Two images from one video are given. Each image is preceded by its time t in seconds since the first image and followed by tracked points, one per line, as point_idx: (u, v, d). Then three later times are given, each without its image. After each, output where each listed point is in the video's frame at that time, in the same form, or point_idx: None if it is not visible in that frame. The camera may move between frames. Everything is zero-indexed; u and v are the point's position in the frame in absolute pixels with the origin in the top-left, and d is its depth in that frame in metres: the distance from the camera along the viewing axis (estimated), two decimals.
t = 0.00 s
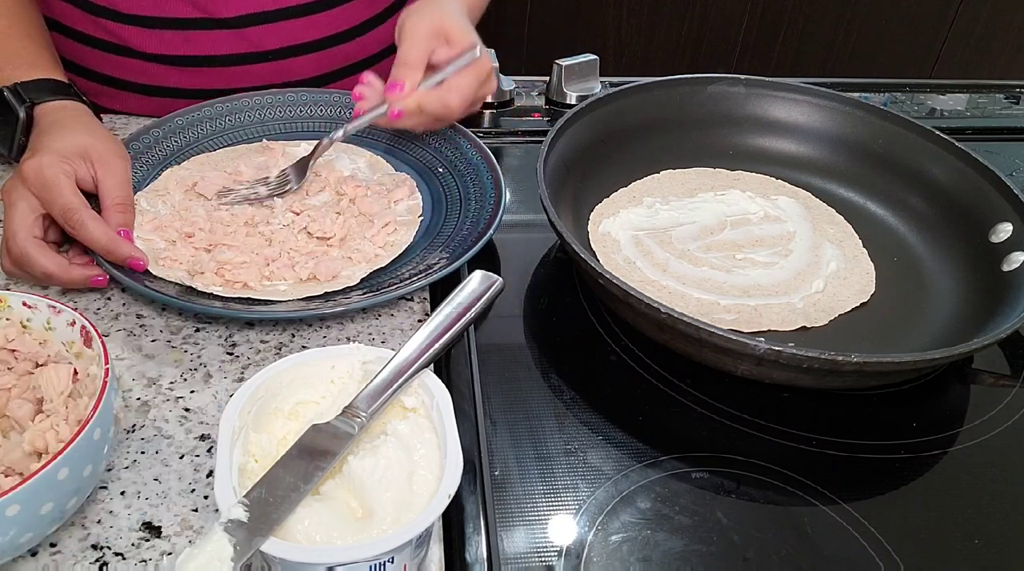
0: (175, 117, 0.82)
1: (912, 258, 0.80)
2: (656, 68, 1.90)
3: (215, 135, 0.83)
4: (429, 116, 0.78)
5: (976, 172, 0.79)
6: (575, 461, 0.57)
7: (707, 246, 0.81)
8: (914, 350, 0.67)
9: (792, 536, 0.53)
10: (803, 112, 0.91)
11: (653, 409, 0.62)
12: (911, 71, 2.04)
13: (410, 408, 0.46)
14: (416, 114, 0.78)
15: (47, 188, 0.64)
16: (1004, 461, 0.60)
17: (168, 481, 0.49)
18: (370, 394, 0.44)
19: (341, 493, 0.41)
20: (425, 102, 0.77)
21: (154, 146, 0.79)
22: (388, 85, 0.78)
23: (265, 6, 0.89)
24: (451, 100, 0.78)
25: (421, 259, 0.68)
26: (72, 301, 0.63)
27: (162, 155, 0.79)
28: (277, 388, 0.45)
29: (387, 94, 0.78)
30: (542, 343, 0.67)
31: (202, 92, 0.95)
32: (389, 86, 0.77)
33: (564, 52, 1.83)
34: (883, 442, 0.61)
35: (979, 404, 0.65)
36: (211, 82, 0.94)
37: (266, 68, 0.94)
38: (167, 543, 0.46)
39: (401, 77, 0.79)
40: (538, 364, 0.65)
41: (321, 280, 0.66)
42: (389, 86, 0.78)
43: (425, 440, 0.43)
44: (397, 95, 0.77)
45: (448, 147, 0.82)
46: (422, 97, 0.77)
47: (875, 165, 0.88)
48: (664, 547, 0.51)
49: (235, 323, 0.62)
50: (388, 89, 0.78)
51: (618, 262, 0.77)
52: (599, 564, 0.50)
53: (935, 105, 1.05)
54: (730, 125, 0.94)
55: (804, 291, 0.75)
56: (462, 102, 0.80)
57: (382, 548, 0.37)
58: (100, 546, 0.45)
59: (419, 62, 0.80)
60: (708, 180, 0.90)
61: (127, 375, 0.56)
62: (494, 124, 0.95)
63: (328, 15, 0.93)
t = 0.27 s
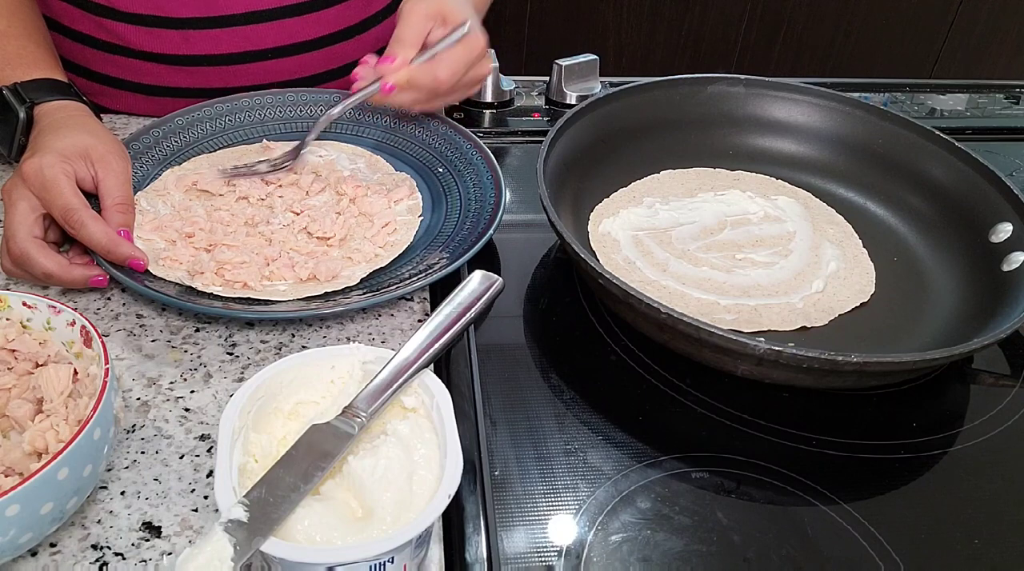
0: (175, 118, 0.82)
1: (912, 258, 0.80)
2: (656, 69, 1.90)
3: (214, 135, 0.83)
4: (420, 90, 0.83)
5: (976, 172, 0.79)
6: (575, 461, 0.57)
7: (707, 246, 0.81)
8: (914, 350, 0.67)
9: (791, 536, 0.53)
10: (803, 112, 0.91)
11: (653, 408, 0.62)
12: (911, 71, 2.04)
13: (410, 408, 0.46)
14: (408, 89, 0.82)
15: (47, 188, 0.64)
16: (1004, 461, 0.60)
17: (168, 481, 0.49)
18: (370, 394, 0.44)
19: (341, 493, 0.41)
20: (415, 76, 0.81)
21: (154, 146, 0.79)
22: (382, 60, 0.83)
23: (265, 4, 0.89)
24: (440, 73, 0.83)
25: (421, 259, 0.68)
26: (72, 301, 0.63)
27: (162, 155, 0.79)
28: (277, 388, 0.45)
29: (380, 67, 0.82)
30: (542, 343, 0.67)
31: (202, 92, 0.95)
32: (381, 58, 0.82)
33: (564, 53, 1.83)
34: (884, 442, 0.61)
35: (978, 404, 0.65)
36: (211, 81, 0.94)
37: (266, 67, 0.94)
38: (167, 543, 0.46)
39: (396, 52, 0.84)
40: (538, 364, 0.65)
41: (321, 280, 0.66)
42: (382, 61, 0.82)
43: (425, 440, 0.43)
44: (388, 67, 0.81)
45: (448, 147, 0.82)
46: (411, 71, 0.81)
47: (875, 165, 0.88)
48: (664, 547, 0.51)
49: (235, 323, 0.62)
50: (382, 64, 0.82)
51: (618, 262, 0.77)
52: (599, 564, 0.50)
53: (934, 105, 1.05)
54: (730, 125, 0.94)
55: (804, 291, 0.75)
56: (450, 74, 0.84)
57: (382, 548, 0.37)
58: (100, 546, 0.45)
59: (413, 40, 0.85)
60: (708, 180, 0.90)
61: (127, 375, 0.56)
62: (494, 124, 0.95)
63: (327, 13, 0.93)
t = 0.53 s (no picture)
0: (175, 118, 0.82)
1: (912, 258, 0.80)
2: (656, 68, 1.90)
3: (215, 135, 0.83)
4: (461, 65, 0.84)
5: (976, 172, 0.79)
6: (575, 461, 0.57)
7: (708, 246, 0.81)
8: (914, 350, 0.67)
9: (792, 536, 0.53)
10: (803, 112, 0.91)
11: (653, 408, 0.62)
12: (911, 70, 2.04)
13: (410, 408, 0.46)
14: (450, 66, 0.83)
15: (47, 188, 0.63)
16: (1004, 462, 0.60)
17: (168, 481, 0.49)
18: (370, 394, 0.44)
19: (341, 493, 0.41)
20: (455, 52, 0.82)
21: (154, 146, 0.79)
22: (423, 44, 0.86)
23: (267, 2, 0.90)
24: (482, 47, 0.83)
25: (421, 259, 0.68)
26: (72, 301, 0.63)
27: (162, 154, 0.79)
28: (277, 388, 0.45)
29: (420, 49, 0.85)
30: (542, 343, 0.67)
31: (202, 92, 0.95)
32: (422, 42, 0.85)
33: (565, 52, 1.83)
34: (884, 442, 0.61)
35: (978, 404, 0.65)
36: (211, 80, 0.94)
37: (267, 65, 0.94)
38: (167, 543, 0.46)
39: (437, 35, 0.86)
40: (539, 364, 0.65)
41: (321, 280, 0.66)
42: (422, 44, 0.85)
43: (425, 440, 0.43)
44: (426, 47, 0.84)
45: (448, 147, 0.82)
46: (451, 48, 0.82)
47: (875, 165, 0.88)
48: (664, 547, 0.51)
49: (235, 323, 0.62)
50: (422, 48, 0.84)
51: (618, 262, 0.77)
52: (598, 564, 0.50)
53: (934, 105, 1.05)
54: (730, 125, 0.94)
55: (804, 291, 0.75)
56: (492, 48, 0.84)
57: (382, 548, 0.37)
58: (100, 546, 0.45)
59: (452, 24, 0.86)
60: (708, 180, 0.90)
61: (127, 375, 0.56)
62: (494, 124, 0.95)
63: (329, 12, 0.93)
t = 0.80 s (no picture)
0: (176, 118, 0.82)
1: (912, 258, 0.80)
2: (656, 68, 1.90)
3: (215, 135, 0.83)
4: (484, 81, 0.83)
5: (976, 172, 0.79)
6: (575, 461, 0.57)
7: (708, 246, 0.81)
8: (914, 350, 0.67)
9: (792, 536, 0.53)
10: (803, 112, 0.91)
11: (653, 408, 0.62)
12: (911, 70, 2.04)
13: (410, 408, 0.46)
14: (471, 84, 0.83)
15: (47, 188, 0.63)
16: (1005, 462, 0.60)
17: (168, 481, 0.49)
18: (370, 394, 0.44)
19: (341, 493, 0.41)
20: (481, 68, 0.82)
21: (154, 146, 0.79)
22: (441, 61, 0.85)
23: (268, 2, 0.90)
24: (508, 63, 0.84)
25: (421, 259, 0.68)
26: (72, 301, 0.63)
27: (162, 154, 0.79)
28: (277, 388, 0.45)
29: (441, 67, 0.84)
30: (542, 343, 0.67)
31: (202, 92, 0.95)
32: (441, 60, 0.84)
33: (564, 52, 1.83)
34: (884, 442, 0.61)
35: (978, 404, 0.65)
36: (212, 79, 0.93)
37: (267, 65, 0.94)
38: (167, 543, 0.46)
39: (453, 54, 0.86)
40: (539, 364, 0.65)
41: (321, 280, 0.66)
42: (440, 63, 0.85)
43: (425, 440, 0.43)
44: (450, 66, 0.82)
45: (448, 147, 0.82)
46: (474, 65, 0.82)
47: (875, 165, 0.88)
48: (664, 547, 0.51)
49: (235, 323, 0.62)
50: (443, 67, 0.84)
51: (618, 262, 0.77)
52: (598, 564, 0.50)
53: (934, 105, 1.05)
54: (730, 125, 0.94)
55: (805, 291, 0.75)
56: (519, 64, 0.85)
57: (382, 548, 0.37)
58: (100, 547, 0.45)
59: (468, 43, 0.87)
60: (708, 180, 0.90)
61: (127, 375, 0.56)
62: (494, 124, 0.95)
63: (330, 12, 0.94)
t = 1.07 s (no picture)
0: (175, 118, 0.82)
1: (912, 258, 0.80)
2: (656, 69, 1.90)
3: (215, 135, 0.83)
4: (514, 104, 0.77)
5: (976, 171, 0.79)
6: (575, 461, 0.57)
7: (708, 246, 0.81)
8: (914, 350, 0.67)
9: (792, 536, 0.53)
10: (803, 112, 0.91)
11: (653, 408, 0.62)
12: (911, 70, 2.04)
13: (410, 408, 0.46)
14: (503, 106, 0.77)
15: (47, 188, 0.63)
16: (1005, 462, 0.60)
17: (168, 481, 0.49)
18: (370, 394, 0.44)
19: (341, 493, 0.41)
20: (511, 87, 0.76)
21: (154, 146, 0.79)
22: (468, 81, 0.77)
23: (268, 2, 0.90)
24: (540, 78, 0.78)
25: (421, 259, 0.68)
26: (72, 301, 0.63)
27: (162, 155, 0.79)
28: (277, 388, 0.45)
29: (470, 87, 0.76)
30: (542, 343, 0.67)
31: (202, 93, 0.95)
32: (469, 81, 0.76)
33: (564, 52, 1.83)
34: (884, 442, 0.61)
35: (978, 404, 0.65)
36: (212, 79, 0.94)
37: (268, 66, 0.94)
38: (167, 543, 0.46)
39: (478, 70, 0.78)
40: (539, 364, 0.65)
41: (321, 280, 0.65)
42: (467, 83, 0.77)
43: (425, 440, 0.43)
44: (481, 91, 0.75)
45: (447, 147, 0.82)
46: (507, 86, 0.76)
47: (875, 165, 0.88)
48: (664, 547, 0.51)
49: (235, 323, 0.62)
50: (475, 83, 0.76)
51: (618, 262, 0.77)
52: (598, 564, 0.50)
53: (934, 105, 1.05)
54: (730, 125, 0.94)
55: (805, 291, 0.75)
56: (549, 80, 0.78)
57: (382, 548, 0.37)
58: (100, 546, 0.45)
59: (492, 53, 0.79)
60: (708, 180, 0.90)
61: (127, 375, 0.56)
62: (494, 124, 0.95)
63: (330, 13, 0.94)
